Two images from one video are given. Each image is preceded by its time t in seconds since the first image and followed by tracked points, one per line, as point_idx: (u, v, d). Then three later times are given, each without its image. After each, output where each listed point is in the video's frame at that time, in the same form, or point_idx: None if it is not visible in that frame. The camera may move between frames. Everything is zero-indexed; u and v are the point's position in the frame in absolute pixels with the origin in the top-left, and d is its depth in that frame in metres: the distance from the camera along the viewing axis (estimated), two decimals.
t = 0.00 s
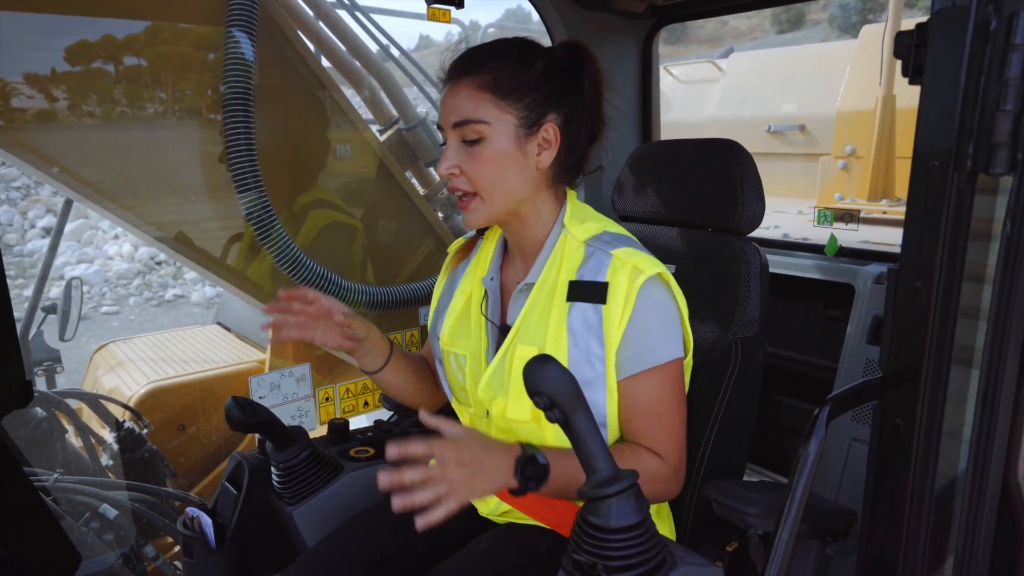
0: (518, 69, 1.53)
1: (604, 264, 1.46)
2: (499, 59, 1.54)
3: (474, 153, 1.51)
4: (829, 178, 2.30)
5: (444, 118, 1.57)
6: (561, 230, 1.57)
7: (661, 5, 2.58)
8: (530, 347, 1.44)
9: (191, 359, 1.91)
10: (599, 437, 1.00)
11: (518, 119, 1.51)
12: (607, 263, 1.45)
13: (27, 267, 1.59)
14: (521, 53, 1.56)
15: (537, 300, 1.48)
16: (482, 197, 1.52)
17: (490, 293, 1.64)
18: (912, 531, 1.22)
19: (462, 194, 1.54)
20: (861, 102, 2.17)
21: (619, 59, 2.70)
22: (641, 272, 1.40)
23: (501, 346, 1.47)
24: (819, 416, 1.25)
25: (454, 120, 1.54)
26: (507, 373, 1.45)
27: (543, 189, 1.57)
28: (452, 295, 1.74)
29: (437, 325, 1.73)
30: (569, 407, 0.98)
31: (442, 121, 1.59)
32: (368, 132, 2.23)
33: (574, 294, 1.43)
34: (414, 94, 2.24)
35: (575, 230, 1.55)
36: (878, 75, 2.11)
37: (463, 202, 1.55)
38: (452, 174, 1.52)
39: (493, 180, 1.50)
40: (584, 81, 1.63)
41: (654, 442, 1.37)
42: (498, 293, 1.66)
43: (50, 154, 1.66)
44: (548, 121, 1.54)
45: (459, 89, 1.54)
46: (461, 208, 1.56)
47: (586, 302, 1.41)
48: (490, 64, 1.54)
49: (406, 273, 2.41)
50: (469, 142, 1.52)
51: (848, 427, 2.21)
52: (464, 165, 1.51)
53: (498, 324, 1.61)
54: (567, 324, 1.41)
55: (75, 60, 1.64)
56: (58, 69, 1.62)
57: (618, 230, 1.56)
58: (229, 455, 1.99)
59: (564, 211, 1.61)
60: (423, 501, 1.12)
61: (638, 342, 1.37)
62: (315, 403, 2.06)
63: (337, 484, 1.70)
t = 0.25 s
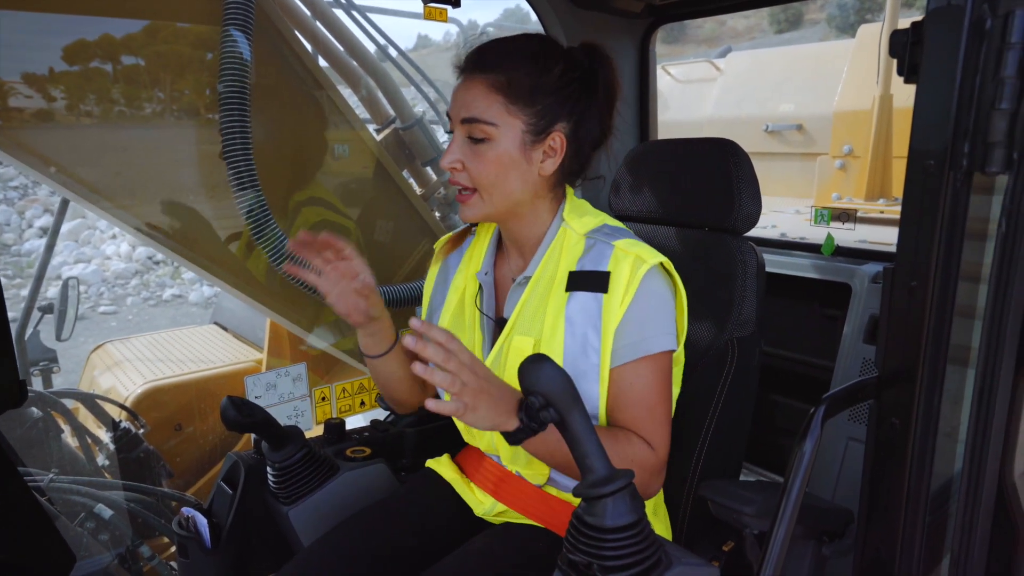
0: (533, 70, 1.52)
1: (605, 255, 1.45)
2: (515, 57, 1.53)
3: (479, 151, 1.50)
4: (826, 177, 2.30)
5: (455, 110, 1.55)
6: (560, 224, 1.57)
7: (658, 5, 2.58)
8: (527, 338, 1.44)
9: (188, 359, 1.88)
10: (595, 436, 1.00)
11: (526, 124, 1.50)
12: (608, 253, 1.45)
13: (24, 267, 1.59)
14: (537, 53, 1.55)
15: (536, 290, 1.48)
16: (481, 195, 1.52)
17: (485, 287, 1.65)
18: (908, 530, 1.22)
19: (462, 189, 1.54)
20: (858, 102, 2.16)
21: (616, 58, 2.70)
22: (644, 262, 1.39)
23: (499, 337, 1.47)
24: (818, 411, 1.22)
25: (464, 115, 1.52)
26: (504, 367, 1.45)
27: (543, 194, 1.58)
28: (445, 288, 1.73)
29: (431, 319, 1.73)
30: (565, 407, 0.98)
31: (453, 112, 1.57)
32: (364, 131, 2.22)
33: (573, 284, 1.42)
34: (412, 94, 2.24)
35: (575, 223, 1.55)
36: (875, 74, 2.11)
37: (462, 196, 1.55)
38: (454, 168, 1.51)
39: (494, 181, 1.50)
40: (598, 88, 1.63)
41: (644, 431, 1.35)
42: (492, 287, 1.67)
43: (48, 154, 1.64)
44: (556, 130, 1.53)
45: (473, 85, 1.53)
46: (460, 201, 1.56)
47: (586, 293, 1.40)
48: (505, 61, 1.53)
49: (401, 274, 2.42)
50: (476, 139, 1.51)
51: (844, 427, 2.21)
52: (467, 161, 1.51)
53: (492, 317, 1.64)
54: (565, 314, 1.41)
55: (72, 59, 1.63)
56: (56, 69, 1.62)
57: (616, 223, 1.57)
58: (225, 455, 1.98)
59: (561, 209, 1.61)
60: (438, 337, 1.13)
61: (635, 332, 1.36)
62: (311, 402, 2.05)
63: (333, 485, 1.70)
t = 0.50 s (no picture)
0: (541, 75, 1.50)
1: (599, 258, 1.44)
2: (524, 60, 1.50)
3: (479, 154, 1.48)
4: (825, 177, 2.28)
5: (459, 108, 1.52)
6: (554, 226, 1.56)
7: (655, 4, 2.56)
8: (517, 338, 1.42)
9: (184, 360, 1.84)
10: (590, 443, 0.98)
11: (530, 131, 1.48)
12: (602, 257, 1.43)
13: (24, 267, 1.57)
14: (546, 57, 1.52)
15: (530, 291, 1.46)
16: (476, 198, 1.50)
17: (478, 287, 1.64)
18: (907, 538, 1.20)
19: (460, 189, 1.52)
20: (857, 102, 2.15)
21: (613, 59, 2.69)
22: (638, 266, 1.38)
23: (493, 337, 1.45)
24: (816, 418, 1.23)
25: (467, 115, 1.49)
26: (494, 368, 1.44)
27: (539, 200, 1.56)
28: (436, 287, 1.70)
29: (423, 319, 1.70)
30: (558, 413, 0.97)
31: (457, 108, 1.54)
32: (360, 131, 2.21)
33: (567, 285, 1.40)
34: (408, 95, 2.21)
35: (569, 226, 1.54)
36: (874, 74, 2.10)
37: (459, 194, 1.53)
38: (453, 167, 1.49)
39: (491, 186, 1.48)
40: (607, 95, 1.62)
41: (623, 435, 1.33)
42: (484, 288, 1.65)
43: (46, 154, 1.64)
44: (558, 139, 1.52)
45: (480, 85, 1.50)
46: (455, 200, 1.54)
47: (579, 295, 1.38)
48: (512, 64, 1.49)
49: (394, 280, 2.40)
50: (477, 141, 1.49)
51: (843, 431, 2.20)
52: (466, 162, 1.48)
53: (485, 319, 1.62)
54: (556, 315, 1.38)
55: (71, 58, 1.63)
56: (54, 68, 1.61)
57: (611, 227, 1.56)
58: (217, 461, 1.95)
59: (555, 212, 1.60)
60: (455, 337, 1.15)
61: (624, 334, 1.34)
62: (305, 406, 1.99)
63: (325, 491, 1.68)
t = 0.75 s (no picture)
0: (528, 78, 1.46)
1: (596, 267, 1.40)
2: (507, 65, 1.46)
3: (467, 165, 1.43)
4: (825, 179, 2.25)
5: (441, 119, 1.48)
6: (549, 235, 1.52)
7: (652, 4, 2.53)
8: (513, 353, 1.37)
9: (177, 364, 1.82)
10: (579, 461, 0.95)
11: (518, 136, 1.44)
12: (600, 266, 1.39)
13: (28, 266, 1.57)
14: (532, 60, 1.48)
15: (524, 304, 1.42)
16: (467, 210, 1.46)
17: (469, 299, 1.60)
18: (909, 558, 1.16)
19: (449, 203, 1.47)
20: (857, 103, 2.12)
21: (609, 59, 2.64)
22: (637, 276, 1.34)
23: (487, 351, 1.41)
24: (813, 435, 1.18)
25: (452, 125, 1.45)
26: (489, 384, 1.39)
27: (532, 207, 1.52)
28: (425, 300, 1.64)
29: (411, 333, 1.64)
30: (546, 430, 0.93)
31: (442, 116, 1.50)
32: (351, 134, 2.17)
33: (562, 297, 1.37)
34: (400, 95, 2.16)
35: (564, 235, 1.50)
36: (875, 75, 2.06)
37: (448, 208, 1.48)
38: (441, 181, 1.44)
39: (483, 197, 1.44)
40: (593, 96, 1.58)
41: (629, 452, 1.28)
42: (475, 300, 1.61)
43: (46, 154, 1.65)
44: (549, 143, 1.47)
45: (463, 94, 1.46)
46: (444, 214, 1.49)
47: (575, 307, 1.35)
48: (498, 68, 1.46)
49: (386, 285, 2.36)
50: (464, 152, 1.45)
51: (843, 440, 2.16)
52: (455, 175, 1.44)
53: (477, 330, 1.59)
54: (553, 328, 1.35)
55: (72, 59, 1.63)
56: (55, 68, 1.61)
57: (608, 235, 1.52)
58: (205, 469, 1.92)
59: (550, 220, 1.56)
60: (449, 352, 1.10)
61: (626, 348, 1.30)
62: (294, 414, 1.98)
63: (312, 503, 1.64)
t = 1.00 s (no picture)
0: (527, 71, 1.46)
1: (597, 278, 1.33)
2: (510, 56, 1.44)
3: (498, 154, 1.37)
4: (832, 181, 2.18)
5: (450, 113, 1.39)
6: (541, 244, 1.44)
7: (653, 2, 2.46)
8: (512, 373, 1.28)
9: (174, 367, 1.79)
10: (566, 485, 0.90)
11: (535, 123, 1.43)
12: (600, 278, 1.32)
13: (31, 265, 1.54)
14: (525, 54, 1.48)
15: (518, 323, 1.33)
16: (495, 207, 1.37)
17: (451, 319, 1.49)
18: None
19: (471, 205, 1.36)
20: (865, 104, 2.05)
21: (609, 59, 2.58)
22: (643, 286, 1.28)
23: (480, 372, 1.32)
24: (819, 458, 1.08)
25: (476, 114, 1.38)
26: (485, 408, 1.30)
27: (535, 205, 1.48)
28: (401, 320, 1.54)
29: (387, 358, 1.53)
30: (530, 454, 0.87)
31: (443, 111, 1.40)
32: (344, 135, 2.13)
33: (562, 313, 1.29)
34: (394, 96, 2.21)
35: (556, 243, 1.43)
36: (883, 75, 1.99)
37: (474, 209, 1.36)
38: (471, 178, 1.34)
39: (513, 190, 1.38)
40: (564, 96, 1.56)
41: (647, 467, 1.24)
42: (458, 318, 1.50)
43: (54, 154, 1.59)
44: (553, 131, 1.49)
45: (477, 82, 1.40)
46: (466, 218, 1.36)
47: (578, 322, 1.27)
48: (501, 59, 1.43)
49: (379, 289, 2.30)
50: (488, 141, 1.39)
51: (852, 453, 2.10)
52: (485, 168, 1.35)
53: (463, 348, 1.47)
54: (554, 345, 1.27)
55: (83, 59, 1.59)
56: (66, 69, 1.57)
57: (599, 242, 1.47)
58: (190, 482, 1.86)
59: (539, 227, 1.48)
60: (457, 396, 0.94)
61: (636, 361, 1.25)
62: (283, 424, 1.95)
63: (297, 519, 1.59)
